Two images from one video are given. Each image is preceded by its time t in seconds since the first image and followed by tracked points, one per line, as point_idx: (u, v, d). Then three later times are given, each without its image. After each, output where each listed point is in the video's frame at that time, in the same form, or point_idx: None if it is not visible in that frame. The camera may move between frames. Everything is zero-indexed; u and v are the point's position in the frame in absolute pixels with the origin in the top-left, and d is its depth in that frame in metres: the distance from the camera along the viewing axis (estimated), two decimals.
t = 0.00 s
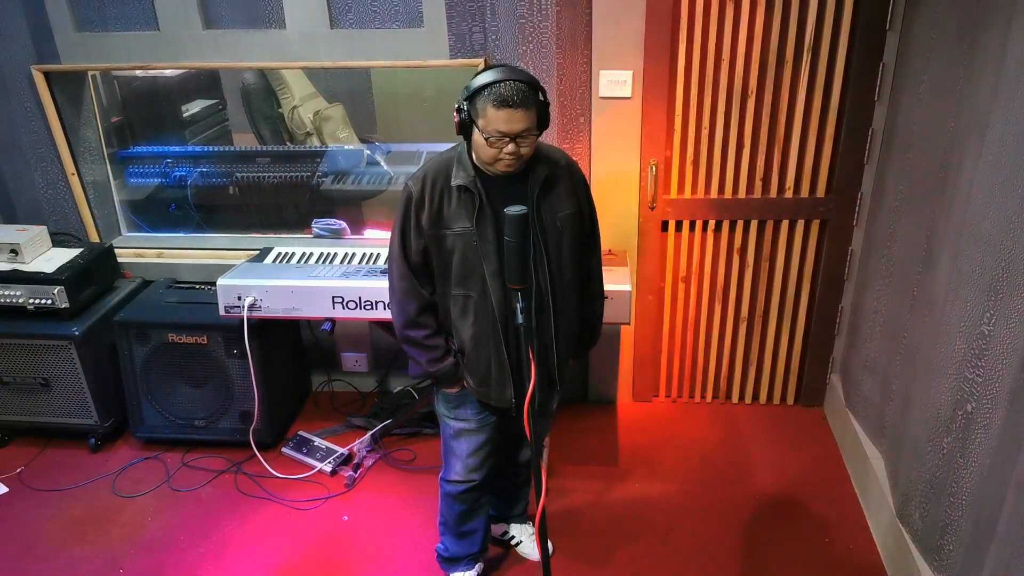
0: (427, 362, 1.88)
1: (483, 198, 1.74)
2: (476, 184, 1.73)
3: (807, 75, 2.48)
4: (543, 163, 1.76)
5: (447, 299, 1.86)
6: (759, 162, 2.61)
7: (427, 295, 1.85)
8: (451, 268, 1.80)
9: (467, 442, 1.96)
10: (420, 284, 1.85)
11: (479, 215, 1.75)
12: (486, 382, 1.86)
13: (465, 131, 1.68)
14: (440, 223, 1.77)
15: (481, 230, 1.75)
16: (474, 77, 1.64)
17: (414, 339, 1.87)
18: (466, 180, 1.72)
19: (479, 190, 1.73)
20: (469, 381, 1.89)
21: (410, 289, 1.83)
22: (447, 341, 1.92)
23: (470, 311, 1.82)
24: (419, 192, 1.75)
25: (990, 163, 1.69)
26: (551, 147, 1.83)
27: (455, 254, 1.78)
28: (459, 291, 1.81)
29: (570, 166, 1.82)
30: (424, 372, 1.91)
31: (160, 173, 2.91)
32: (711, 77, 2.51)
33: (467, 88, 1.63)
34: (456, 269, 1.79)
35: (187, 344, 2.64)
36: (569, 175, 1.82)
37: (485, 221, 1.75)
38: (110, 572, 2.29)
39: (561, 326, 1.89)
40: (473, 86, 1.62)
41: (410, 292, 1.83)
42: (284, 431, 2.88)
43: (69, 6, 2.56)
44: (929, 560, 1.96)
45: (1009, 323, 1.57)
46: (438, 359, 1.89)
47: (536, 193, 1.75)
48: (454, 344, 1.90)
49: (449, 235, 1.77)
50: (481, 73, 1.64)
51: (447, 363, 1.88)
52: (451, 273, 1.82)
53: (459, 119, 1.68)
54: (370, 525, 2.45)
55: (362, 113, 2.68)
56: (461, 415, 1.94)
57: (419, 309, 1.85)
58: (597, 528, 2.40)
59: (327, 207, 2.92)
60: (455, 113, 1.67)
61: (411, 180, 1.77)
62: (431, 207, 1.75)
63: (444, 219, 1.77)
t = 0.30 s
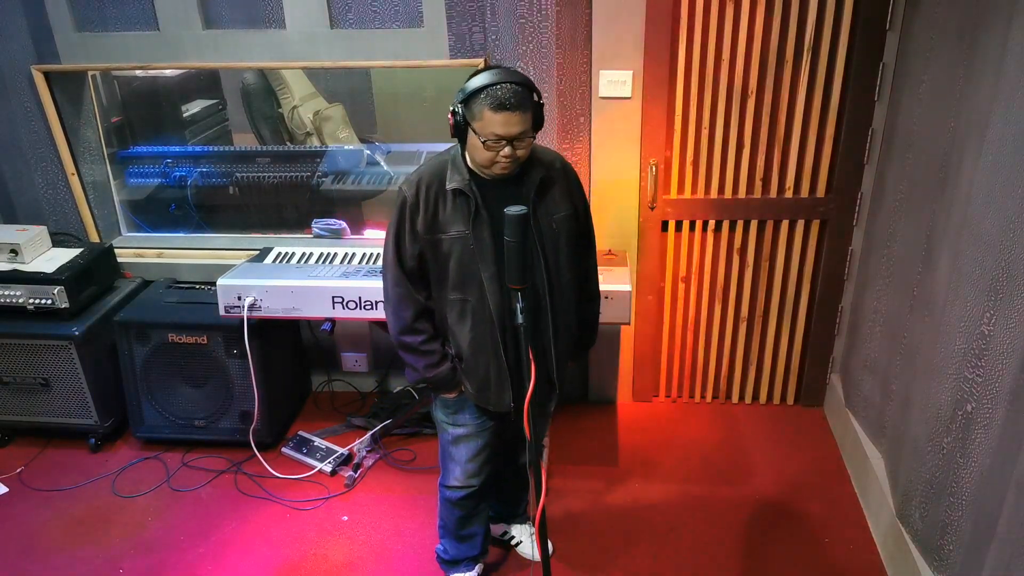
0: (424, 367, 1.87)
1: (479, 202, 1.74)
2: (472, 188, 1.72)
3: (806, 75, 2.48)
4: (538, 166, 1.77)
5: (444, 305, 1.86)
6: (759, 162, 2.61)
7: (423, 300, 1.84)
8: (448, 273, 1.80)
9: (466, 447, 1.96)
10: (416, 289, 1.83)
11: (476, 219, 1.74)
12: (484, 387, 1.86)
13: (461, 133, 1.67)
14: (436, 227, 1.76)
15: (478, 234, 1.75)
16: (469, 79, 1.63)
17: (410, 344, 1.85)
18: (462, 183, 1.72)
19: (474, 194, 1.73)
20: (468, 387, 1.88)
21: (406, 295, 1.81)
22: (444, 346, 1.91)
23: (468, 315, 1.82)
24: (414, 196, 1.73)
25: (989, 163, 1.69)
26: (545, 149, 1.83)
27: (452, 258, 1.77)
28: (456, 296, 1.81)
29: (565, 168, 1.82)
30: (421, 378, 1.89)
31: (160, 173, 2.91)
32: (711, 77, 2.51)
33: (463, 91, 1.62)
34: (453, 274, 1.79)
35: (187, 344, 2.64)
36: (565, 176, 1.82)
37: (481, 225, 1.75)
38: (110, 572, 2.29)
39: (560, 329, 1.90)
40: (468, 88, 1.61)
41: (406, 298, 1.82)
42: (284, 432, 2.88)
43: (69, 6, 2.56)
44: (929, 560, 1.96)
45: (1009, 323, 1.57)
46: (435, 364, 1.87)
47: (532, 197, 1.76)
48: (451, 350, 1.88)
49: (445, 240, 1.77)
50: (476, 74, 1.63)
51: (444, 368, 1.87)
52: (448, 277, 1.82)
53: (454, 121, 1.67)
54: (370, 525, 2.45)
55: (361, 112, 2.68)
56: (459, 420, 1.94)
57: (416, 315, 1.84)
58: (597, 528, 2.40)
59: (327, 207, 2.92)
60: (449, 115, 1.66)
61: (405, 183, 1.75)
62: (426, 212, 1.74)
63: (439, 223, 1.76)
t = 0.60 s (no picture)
0: (415, 380, 1.88)
1: (465, 209, 1.73)
2: (457, 195, 1.72)
3: (806, 75, 2.48)
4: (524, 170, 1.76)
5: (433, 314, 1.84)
6: (759, 162, 2.61)
7: (411, 311, 1.84)
8: (437, 282, 1.80)
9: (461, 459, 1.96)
10: (404, 300, 1.84)
11: (463, 226, 1.74)
12: (479, 397, 1.85)
13: (442, 139, 1.66)
14: (423, 236, 1.76)
15: (466, 241, 1.75)
16: (449, 85, 1.62)
17: (400, 357, 1.86)
18: (447, 192, 1.71)
19: (460, 201, 1.72)
20: (461, 398, 1.87)
21: (394, 307, 1.82)
22: (434, 356, 1.91)
23: (459, 324, 1.81)
24: (399, 206, 1.73)
25: (989, 163, 1.69)
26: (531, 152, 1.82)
27: (441, 266, 1.77)
28: (446, 305, 1.80)
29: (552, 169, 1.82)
30: (412, 391, 1.90)
31: (160, 173, 2.92)
32: (711, 78, 2.51)
33: (444, 97, 1.61)
34: (442, 283, 1.79)
35: (187, 344, 2.64)
36: (551, 178, 1.81)
37: (469, 232, 1.74)
38: (110, 572, 2.29)
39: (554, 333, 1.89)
40: (448, 93, 1.60)
41: (394, 310, 1.82)
42: (284, 432, 2.88)
43: (69, 6, 2.56)
44: (929, 560, 1.96)
45: (1009, 324, 1.57)
46: (425, 376, 1.88)
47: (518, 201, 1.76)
48: (441, 360, 1.89)
49: (433, 248, 1.76)
50: (457, 80, 1.62)
51: (434, 379, 1.88)
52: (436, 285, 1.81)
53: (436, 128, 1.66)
54: (370, 525, 2.45)
55: (361, 112, 2.68)
56: (454, 431, 1.94)
57: (404, 326, 1.84)
58: (596, 528, 2.40)
59: (327, 207, 2.92)
60: (431, 122, 1.65)
61: (389, 193, 1.75)
62: (412, 221, 1.74)
63: (426, 231, 1.76)
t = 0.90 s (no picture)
0: (392, 400, 1.83)
1: (442, 225, 1.70)
2: (433, 211, 1.68)
3: (807, 75, 2.48)
4: (502, 183, 1.72)
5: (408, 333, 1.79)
6: (759, 163, 2.61)
7: (385, 330, 1.78)
8: (413, 300, 1.75)
9: (445, 473, 1.92)
10: (378, 318, 1.78)
11: (439, 242, 1.70)
12: (457, 416, 1.82)
13: (415, 150, 1.62)
14: (398, 253, 1.71)
15: (442, 257, 1.70)
16: (423, 94, 1.59)
17: (375, 377, 1.81)
18: (423, 209, 1.67)
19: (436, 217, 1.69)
20: (439, 417, 1.84)
21: (369, 326, 1.77)
22: (411, 375, 1.85)
23: (434, 343, 1.77)
24: (372, 223, 1.68)
25: (989, 164, 1.69)
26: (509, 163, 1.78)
27: (417, 283, 1.72)
28: (422, 323, 1.76)
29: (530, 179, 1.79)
30: (390, 411, 1.85)
31: (161, 173, 2.92)
32: (711, 78, 2.51)
33: (416, 106, 1.59)
34: (418, 300, 1.74)
35: (187, 344, 2.64)
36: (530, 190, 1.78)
37: (445, 247, 1.70)
38: (110, 572, 2.29)
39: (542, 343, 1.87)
40: (421, 101, 1.58)
41: (368, 328, 1.77)
42: (284, 432, 2.88)
43: (69, 6, 2.56)
44: (929, 560, 1.96)
45: (1009, 324, 1.57)
46: (402, 396, 1.83)
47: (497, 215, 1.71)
48: (418, 378, 1.83)
49: (408, 265, 1.72)
50: (431, 89, 1.60)
51: (412, 399, 1.83)
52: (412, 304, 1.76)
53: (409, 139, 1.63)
54: (370, 525, 2.45)
55: (362, 113, 2.68)
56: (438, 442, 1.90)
57: (379, 345, 1.79)
58: (596, 528, 2.39)
59: (328, 207, 2.92)
60: (403, 133, 1.62)
61: (362, 210, 1.70)
62: (386, 238, 1.70)
63: (401, 248, 1.71)
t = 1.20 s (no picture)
0: (381, 416, 1.80)
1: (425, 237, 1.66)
2: (415, 223, 1.65)
3: (807, 76, 2.48)
4: (487, 195, 1.69)
5: (393, 348, 1.76)
6: (759, 163, 2.61)
7: (371, 345, 1.75)
8: (397, 314, 1.72)
9: (438, 484, 1.91)
10: (363, 333, 1.75)
11: (423, 255, 1.66)
12: (445, 430, 1.80)
13: (395, 161, 1.60)
14: (381, 267, 1.68)
15: (426, 270, 1.67)
16: (402, 103, 1.55)
17: (362, 394, 1.78)
18: (405, 221, 1.64)
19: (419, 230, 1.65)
20: (427, 432, 1.82)
21: (354, 343, 1.74)
22: (399, 389, 1.81)
23: (420, 357, 1.74)
24: (354, 237, 1.65)
25: (989, 164, 1.69)
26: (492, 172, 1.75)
27: (400, 298, 1.69)
28: (407, 338, 1.73)
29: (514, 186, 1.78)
30: (379, 426, 1.83)
31: (161, 173, 2.92)
32: (711, 78, 2.51)
33: (395, 116, 1.55)
34: (402, 314, 1.71)
35: (187, 344, 2.64)
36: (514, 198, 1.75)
37: (429, 260, 1.67)
38: (110, 572, 2.29)
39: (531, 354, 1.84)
40: (400, 111, 1.54)
41: (353, 345, 1.74)
42: (284, 432, 2.87)
43: (69, 6, 2.56)
44: (929, 560, 1.96)
45: (1009, 323, 1.57)
46: (389, 412, 1.80)
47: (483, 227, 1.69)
48: (405, 394, 1.79)
49: (392, 279, 1.69)
50: (411, 98, 1.56)
51: (399, 415, 1.80)
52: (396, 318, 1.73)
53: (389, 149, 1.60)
54: (371, 525, 2.45)
55: (362, 113, 2.67)
56: (428, 455, 1.88)
57: (365, 361, 1.76)
58: (597, 529, 2.39)
59: (328, 207, 2.92)
60: (383, 142, 1.59)
61: (343, 224, 1.67)
62: (368, 252, 1.66)
63: (384, 262, 1.68)
